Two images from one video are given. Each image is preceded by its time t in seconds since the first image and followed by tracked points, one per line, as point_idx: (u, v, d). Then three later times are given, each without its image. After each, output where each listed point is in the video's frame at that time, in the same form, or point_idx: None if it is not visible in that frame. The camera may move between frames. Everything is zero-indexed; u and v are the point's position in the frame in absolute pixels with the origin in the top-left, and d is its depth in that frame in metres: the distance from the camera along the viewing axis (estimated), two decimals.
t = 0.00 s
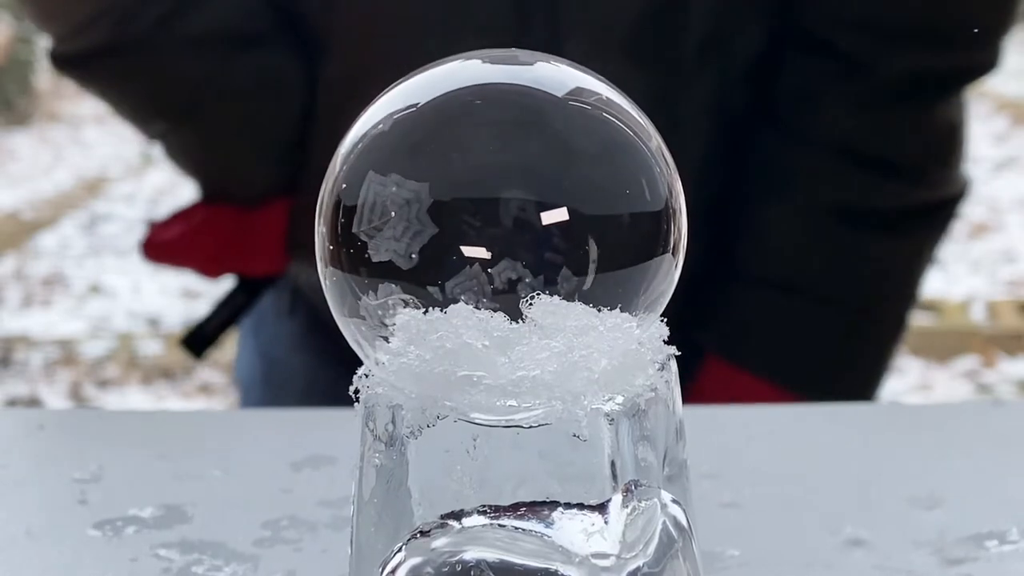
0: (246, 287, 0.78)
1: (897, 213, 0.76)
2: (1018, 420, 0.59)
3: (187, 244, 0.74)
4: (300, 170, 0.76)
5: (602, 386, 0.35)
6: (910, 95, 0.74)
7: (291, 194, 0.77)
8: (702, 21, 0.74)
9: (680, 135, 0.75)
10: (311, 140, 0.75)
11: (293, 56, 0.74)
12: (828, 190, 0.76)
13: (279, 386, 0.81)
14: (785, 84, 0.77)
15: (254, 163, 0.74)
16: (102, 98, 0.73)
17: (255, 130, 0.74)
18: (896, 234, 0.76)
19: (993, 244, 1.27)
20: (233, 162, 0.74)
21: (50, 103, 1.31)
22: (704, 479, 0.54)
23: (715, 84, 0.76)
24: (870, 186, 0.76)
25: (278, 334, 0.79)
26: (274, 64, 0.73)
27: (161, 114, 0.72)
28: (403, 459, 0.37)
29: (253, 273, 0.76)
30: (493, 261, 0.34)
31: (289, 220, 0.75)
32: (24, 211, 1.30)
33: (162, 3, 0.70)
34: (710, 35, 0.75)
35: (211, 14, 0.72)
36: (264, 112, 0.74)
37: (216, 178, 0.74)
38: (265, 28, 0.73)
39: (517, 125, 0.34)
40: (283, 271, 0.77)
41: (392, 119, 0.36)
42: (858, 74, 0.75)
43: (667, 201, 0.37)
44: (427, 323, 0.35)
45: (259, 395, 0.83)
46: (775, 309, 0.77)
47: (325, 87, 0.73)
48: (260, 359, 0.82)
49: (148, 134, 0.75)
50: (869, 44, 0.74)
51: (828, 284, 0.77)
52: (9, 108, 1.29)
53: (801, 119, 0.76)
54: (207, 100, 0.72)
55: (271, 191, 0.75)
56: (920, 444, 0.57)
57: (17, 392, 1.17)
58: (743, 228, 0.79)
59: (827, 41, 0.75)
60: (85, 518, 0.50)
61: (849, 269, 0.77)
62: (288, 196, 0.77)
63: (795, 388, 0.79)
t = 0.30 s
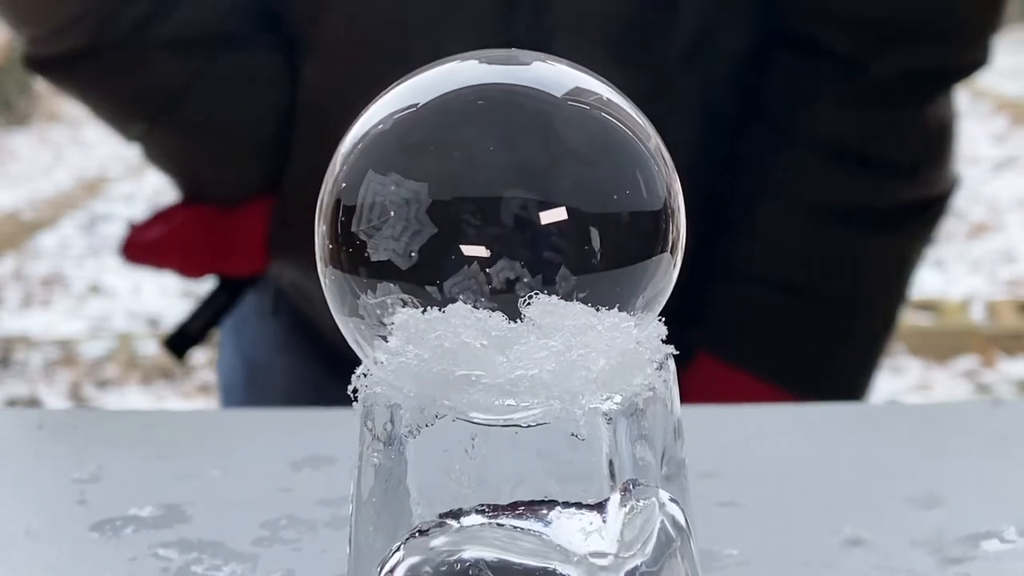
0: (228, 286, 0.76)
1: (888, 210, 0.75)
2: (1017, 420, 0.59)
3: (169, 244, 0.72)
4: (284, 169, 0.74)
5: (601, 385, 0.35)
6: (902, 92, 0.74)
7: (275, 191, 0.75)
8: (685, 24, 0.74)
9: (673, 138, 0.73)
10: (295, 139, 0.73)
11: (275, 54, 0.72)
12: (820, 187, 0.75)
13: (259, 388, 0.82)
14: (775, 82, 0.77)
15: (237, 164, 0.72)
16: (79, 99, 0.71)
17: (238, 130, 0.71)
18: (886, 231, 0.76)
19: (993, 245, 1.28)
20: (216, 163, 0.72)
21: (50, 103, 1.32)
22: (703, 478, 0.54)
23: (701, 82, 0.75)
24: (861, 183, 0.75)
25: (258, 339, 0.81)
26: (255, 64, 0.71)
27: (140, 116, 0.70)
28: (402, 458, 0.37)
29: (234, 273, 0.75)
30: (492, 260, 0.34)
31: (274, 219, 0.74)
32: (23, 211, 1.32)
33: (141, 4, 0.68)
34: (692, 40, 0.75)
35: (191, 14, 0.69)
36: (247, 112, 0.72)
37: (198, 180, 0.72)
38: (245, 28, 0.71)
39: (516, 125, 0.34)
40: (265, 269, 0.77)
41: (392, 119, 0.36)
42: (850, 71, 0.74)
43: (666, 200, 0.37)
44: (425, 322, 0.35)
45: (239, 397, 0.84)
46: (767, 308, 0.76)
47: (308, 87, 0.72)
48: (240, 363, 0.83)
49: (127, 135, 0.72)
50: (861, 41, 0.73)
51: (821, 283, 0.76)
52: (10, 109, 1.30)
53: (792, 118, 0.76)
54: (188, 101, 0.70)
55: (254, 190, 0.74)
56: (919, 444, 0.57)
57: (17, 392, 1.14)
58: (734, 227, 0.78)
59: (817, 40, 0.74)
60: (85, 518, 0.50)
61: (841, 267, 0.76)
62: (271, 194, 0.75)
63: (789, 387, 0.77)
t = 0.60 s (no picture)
0: (211, 288, 0.77)
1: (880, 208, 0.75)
2: (1016, 421, 0.59)
3: (149, 246, 0.72)
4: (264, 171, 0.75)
5: (600, 388, 0.35)
6: (898, 92, 0.73)
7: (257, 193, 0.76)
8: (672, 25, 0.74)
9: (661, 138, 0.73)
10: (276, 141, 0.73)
11: (255, 56, 0.73)
12: (812, 185, 0.75)
13: (246, 390, 0.81)
14: (772, 77, 0.76)
15: (217, 165, 0.72)
16: (58, 100, 0.71)
17: (218, 132, 0.72)
18: (878, 229, 0.75)
19: (993, 244, 1.28)
20: (196, 165, 0.72)
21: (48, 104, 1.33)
22: (702, 479, 0.54)
23: (687, 82, 0.75)
24: (855, 182, 0.75)
25: (246, 338, 0.80)
26: (234, 65, 0.71)
27: (119, 117, 0.70)
28: (401, 460, 0.37)
29: (218, 275, 0.76)
30: (491, 263, 0.34)
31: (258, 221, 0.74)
32: (23, 212, 1.32)
33: (119, 7, 0.68)
34: (680, 41, 0.74)
35: (171, 16, 0.69)
36: (227, 114, 0.72)
37: (178, 181, 0.73)
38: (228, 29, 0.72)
39: (513, 129, 0.34)
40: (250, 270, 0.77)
41: (390, 122, 0.36)
42: (844, 71, 0.73)
43: (663, 205, 0.37)
44: (424, 325, 0.35)
45: (224, 398, 0.83)
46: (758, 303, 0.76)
47: (289, 88, 0.72)
48: (227, 363, 0.82)
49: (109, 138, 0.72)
50: (855, 40, 0.73)
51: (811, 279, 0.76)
52: (9, 110, 1.32)
53: (786, 116, 0.75)
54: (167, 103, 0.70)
55: (236, 192, 0.74)
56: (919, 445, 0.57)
57: (16, 392, 1.14)
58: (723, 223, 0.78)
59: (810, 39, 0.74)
60: (84, 519, 0.50)
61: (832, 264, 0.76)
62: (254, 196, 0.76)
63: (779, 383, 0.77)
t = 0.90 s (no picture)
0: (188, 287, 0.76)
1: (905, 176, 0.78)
2: (1017, 421, 0.59)
3: (127, 248, 0.72)
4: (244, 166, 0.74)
5: (600, 389, 0.35)
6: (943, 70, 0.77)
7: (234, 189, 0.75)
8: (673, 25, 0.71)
9: (659, 137, 0.72)
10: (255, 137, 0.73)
11: (232, 52, 0.73)
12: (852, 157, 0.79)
13: (230, 390, 0.82)
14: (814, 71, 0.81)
15: (193, 163, 0.72)
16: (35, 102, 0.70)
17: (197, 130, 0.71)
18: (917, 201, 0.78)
19: (993, 244, 1.28)
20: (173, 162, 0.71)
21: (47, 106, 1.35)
22: (702, 480, 0.54)
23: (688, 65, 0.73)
24: (894, 156, 0.78)
25: (231, 340, 0.81)
26: (208, 63, 0.71)
27: (96, 116, 0.70)
28: (401, 462, 0.37)
29: (197, 274, 0.75)
30: (490, 264, 0.34)
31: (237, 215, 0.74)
32: (22, 213, 1.32)
33: (93, 5, 0.67)
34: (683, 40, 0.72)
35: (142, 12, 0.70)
36: (204, 111, 0.72)
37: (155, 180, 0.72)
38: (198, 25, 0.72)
39: (511, 130, 0.34)
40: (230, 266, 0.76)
41: (387, 123, 0.36)
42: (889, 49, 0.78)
43: (660, 207, 0.37)
44: (423, 326, 0.35)
45: (210, 398, 0.84)
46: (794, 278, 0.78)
47: (273, 87, 0.71)
48: (212, 367, 0.83)
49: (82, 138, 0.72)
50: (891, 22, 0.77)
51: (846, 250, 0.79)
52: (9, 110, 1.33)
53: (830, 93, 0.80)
54: (144, 101, 0.70)
55: (212, 190, 0.74)
56: (919, 445, 0.57)
57: (16, 393, 1.12)
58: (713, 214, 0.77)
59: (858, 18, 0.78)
60: (84, 520, 0.50)
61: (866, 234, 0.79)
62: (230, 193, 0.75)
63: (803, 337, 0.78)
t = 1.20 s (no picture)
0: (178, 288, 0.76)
1: None
2: (1017, 421, 0.59)
3: (113, 251, 0.71)
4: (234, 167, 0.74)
5: (598, 391, 0.35)
6: None
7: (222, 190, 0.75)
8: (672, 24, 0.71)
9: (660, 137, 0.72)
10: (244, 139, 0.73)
11: (218, 54, 0.72)
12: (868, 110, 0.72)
13: (222, 392, 0.82)
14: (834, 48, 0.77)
15: (175, 165, 0.71)
16: (21, 103, 0.70)
17: (183, 132, 0.71)
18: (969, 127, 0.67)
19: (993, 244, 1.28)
20: (155, 162, 0.71)
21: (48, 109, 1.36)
22: (702, 481, 0.54)
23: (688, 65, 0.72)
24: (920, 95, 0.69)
25: (221, 340, 0.81)
26: (195, 65, 0.71)
27: (81, 118, 0.69)
28: (400, 464, 0.37)
29: (185, 276, 0.75)
30: (490, 265, 0.34)
31: (223, 218, 0.73)
32: (22, 214, 1.32)
33: (80, 5, 0.67)
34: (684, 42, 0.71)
35: (129, 14, 0.69)
36: (191, 113, 0.71)
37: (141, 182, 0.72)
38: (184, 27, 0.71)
39: (514, 132, 0.34)
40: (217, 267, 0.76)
41: (389, 124, 0.36)
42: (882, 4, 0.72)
43: (662, 206, 0.37)
44: (422, 329, 0.35)
45: (202, 400, 0.84)
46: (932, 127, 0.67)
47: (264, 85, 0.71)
48: (203, 368, 0.83)
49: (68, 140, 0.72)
50: None
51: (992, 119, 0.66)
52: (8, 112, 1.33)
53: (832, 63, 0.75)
54: (129, 103, 0.70)
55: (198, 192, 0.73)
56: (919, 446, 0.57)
57: (16, 394, 1.13)
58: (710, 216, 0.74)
59: None
60: (83, 523, 0.50)
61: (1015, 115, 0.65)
62: (217, 195, 0.74)
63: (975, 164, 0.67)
